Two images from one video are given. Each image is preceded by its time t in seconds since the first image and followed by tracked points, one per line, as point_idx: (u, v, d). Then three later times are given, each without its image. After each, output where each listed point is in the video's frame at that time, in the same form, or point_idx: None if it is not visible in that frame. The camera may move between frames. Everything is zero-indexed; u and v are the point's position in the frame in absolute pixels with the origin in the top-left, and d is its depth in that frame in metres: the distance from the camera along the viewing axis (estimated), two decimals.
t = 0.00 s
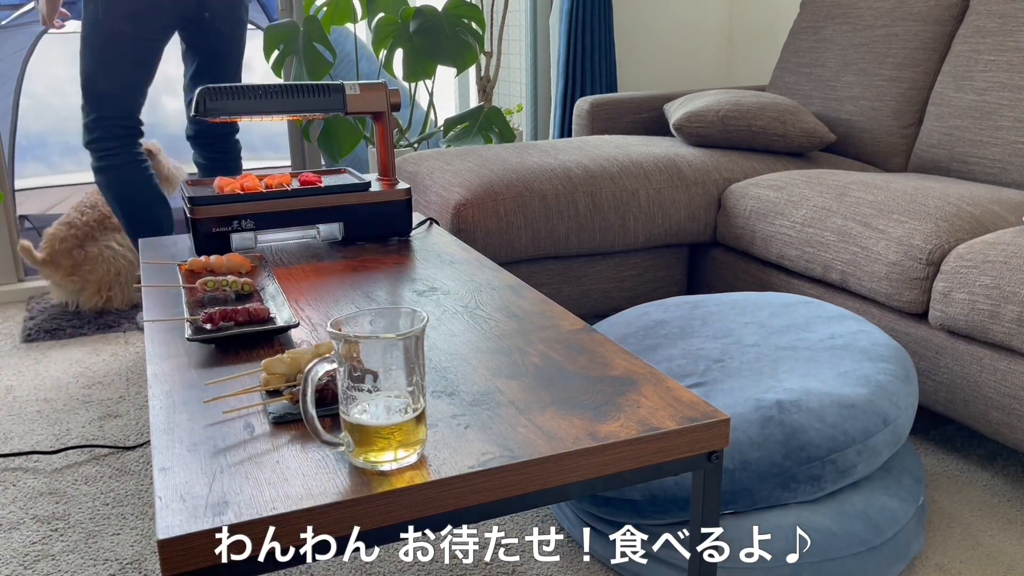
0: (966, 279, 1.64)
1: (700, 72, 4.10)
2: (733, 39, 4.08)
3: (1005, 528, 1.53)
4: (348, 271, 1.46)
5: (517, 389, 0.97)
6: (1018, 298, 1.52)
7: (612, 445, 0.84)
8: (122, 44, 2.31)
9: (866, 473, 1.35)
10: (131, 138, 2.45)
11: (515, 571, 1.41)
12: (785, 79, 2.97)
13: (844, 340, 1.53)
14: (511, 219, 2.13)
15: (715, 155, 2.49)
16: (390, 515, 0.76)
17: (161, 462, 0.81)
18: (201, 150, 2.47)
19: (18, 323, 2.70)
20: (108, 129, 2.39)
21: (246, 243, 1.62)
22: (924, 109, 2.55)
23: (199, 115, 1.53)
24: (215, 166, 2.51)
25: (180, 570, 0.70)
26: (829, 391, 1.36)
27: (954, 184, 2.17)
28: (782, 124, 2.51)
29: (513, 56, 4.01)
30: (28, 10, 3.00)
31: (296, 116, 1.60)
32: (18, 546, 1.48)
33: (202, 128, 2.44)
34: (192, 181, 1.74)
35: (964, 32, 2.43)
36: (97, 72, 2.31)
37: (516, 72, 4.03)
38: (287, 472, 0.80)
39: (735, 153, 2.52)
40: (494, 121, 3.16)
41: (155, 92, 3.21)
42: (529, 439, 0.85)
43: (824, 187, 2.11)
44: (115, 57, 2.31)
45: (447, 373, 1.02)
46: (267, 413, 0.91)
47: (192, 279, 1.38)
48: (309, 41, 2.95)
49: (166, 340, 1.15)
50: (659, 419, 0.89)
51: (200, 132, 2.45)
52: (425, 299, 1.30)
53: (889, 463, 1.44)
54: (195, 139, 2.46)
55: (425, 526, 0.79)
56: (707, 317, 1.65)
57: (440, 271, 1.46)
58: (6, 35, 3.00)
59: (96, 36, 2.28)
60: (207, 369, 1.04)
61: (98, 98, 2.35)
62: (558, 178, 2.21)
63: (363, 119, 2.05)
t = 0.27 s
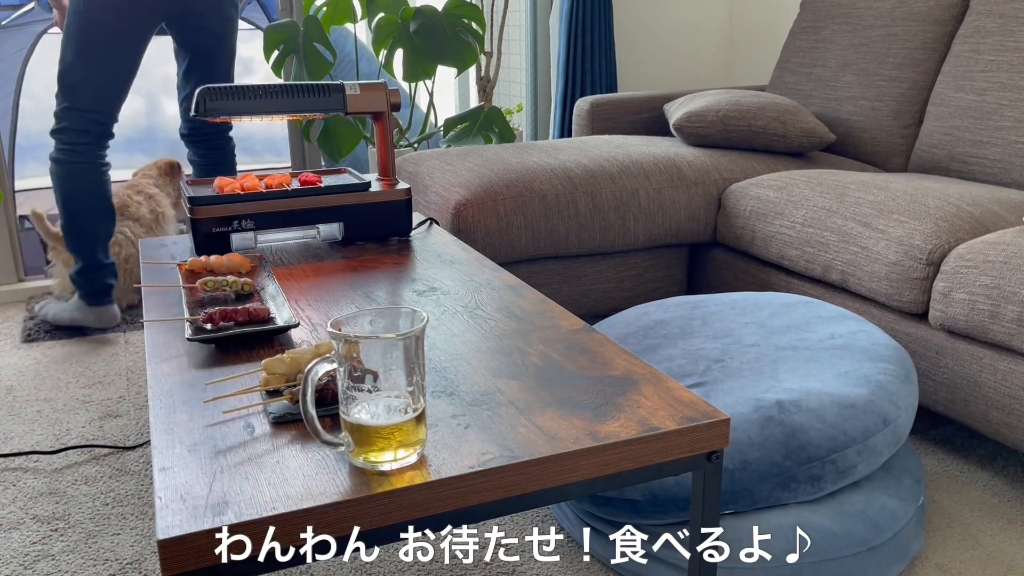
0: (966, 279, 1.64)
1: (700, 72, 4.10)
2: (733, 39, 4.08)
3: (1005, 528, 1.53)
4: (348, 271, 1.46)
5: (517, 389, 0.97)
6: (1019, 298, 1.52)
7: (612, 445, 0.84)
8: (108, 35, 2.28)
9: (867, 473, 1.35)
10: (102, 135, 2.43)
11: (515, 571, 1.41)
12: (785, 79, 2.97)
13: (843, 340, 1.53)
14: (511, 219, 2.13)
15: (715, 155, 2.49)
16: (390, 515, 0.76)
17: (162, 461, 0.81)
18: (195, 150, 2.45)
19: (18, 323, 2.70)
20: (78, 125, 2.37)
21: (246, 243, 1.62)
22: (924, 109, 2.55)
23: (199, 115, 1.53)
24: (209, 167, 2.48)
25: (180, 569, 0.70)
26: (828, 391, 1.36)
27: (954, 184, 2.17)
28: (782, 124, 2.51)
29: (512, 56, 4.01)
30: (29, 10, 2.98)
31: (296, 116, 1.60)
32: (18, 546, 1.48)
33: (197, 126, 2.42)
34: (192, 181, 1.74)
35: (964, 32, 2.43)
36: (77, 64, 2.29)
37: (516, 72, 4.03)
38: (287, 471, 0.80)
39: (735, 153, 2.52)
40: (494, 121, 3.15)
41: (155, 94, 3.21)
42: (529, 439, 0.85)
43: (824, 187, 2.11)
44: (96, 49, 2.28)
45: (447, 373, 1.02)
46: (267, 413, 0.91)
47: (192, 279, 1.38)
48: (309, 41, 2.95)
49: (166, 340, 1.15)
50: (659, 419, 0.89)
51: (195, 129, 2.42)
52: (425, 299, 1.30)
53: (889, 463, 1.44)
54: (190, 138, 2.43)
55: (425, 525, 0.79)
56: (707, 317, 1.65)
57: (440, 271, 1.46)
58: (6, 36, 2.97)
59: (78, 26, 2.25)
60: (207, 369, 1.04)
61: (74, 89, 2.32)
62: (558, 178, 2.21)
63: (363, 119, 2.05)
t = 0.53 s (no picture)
0: (966, 279, 1.64)
1: (700, 72, 4.10)
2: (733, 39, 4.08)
3: (1005, 528, 1.53)
4: (347, 271, 1.46)
5: (517, 389, 0.97)
6: (1019, 298, 1.52)
7: (613, 445, 0.84)
8: (74, 37, 2.29)
9: (867, 473, 1.35)
10: (84, 140, 2.42)
11: (515, 571, 1.41)
12: (785, 79, 2.97)
13: (843, 340, 1.53)
14: (511, 219, 2.13)
15: (715, 155, 2.49)
16: (390, 515, 0.76)
17: (162, 462, 0.81)
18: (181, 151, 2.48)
19: (18, 323, 2.70)
20: (58, 131, 2.38)
21: (246, 243, 1.62)
22: (924, 109, 2.55)
23: (199, 115, 1.53)
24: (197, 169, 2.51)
25: (180, 569, 0.70)
26: (828, 391, 1.36)
27: (954, 184, 2.17)
28: (782, 124, 2.51)
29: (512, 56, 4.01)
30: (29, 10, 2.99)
31: (297, 116, 1.60)
32: (18, 546, 1.48)
33: (180, 129, 2.46)
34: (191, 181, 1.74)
35: (964, 32, 2.43)
36: (49, 69, 2.30)
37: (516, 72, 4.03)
38: (287, 471, 0.80)
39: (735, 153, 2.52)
40: (494, 121, 3.15)
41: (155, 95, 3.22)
42: (529, 439, 0.85)
43: (824, 187, 2.11)
44: (65, 52, 2.29)
45: (447, 373, 1.02)
46: (267, 413, 0.91)
47: (192, 279, 1.38)
48: (309, 41, 2.95)
49: (166, 340, 1.15)
50: (659, 419, 0.89)
51: (177, 130, 2.46)
52: (425, 299, 1.30)
53: (889, 463, 1.44)
54: (176, 141, 2.47)
55: (425, 525, 0.79)
56: (707, 317, 1.65)
57: (440, 271, 1.46)
58: (6, 35, 2.99)
59: (42, 30, 2.26)
60: (207, 369, 1.04)
61: (49, 95, 2.33)
62: (558, 178, 2.21)
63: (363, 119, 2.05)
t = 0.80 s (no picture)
0: (966, 279, 1.64)
1: (701, 72, 4.10)
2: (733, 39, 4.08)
3: (1005, 528, 1.53)
4: (347, 271, 1.47)
5: (517, 389, 0.97)
6: (1018, 298, 1.52)
7: (612, 445, 0.84)
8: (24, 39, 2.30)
9: (867, 474, 1.35)
10: (53, 136, 2.41)
11: (515, 571, 1.41)
12: (785, 79, 2.97)
13: (843, 340, 1.53)
14: (511, 219, 2.13)
15: (715, 155, 2.49)
16: (390, 515, 0.76)
17: (162, 462, 0.81)
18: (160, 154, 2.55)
19: (18, 323, 2.70)
20: (25, 131, 2.38)
21: (245, 243, 1.62)
22: (923, 109, 2.55)
23: (199, 115, 1.53)
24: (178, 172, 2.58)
25: (181, 569, 0.70)
26: (829, 392, 1.35)
27: (954, 184, 2.17)
28: (782, 124, 2.51)
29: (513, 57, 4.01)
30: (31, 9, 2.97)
31: (297, 116, 1.60)
32: (18, 546, 1.48)
33: (157, 134, 2.53)
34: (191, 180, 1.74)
35: (964, 32, 2.43)
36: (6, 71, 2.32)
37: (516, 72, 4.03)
38: (287, 471, 0.80)
39: (735, 153, 2.52)
40: (493, 121, 3.15)
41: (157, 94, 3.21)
42: (529, 439, 0.85)
43: (823, 187, 2.11)
44: (18, 54, 2.31)
45: (447, 373, 1.02)
46: (267, 413, 0.91)
47: (192, 279, 1.38)
48: (309, 41, 2.95)
49: (166, 340, 1.15)
50: (659, 419, 0.89)
51: (154, 136, 2.54)
52: (425, 298, 1.30)
53: (889, 463, 1.44)
54: (155, 146, 2.55)
55: (425, 525, 0.79)
56: (707, 317, 1.65)
57: (439, 271, 1.46)
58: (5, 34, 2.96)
59: None
60: (207, 369, 1.04)
61: (10, 97, 2.34)
62: (558, 178, 2.21)
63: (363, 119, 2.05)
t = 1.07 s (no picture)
0: (966, 279, 1.64)
1: (701, 72, 4.10)
2: (733, 39, 4.08)
3: (1005, 528, 1.53)
4: (348, 271, 1.47)
5: (517, 389, 0.97)
6: (1018, 298, 1.52)
7: (612, 445, 0.84)
8: None
9: (867, 474, 1.35)
10: (33, 135, 2.41)
11: (515, 571, 1.41)
12: (785, 79, 2.97)
13: (844, 340, 1.53)
14: (511, 219, 2.13)
15: (715, 155, 2.49)
16: (390, 515, 0.76)
17: (162, 462, 0.81)
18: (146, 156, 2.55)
19: (18, 323, 2.70)
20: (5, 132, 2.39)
21: (245, 243, 1.62)
22: (923, 109, 2.55)
23: (199, 115, 1.53)
24: (164, 174, 2.58)
25: (181, 569, 0.70)
26: (829, 392, 1.35)
27: (954, 184, 2.17)
28: (782, 124, 2.51)
29: (513, 56, 4.01)
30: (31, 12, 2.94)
31: (297, 116, 1.60)
32: (18, 546, 1.48)
33: (141, 137, 2.53)
34: (191, 181, 1.74)
35: (964, 32, 2.43)
36: None
37: (516, 72, 4.03)
38: (287, 472, 0.80)
39: (735, 153, 2.52)
40: (493, 121, 3.15)
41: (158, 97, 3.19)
42: (529, 439, 0.84)
43: (823, 187, 2.11)
44: None
45: (447, 373, 1.02)
46: (267, 413, 0.91)
47: (192, 279, 1.38)
48: (309, 41, 2.95)
49: (165, 340, 1.15)
50: (659, 419, 0.89)
51: (140, 139, 2.54)
52: (425, 298, 1.30)
53: (889, 463, 1.44)
54: (141, 149, 2.55)
55: (425, 525, 0.79)
56: (707, 317, 1.65)
57: (440, 271, 1.46)
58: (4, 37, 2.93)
59: None
60: (207, 369, 1.04)
61: None
62: (558, 178, 2.21)
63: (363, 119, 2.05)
